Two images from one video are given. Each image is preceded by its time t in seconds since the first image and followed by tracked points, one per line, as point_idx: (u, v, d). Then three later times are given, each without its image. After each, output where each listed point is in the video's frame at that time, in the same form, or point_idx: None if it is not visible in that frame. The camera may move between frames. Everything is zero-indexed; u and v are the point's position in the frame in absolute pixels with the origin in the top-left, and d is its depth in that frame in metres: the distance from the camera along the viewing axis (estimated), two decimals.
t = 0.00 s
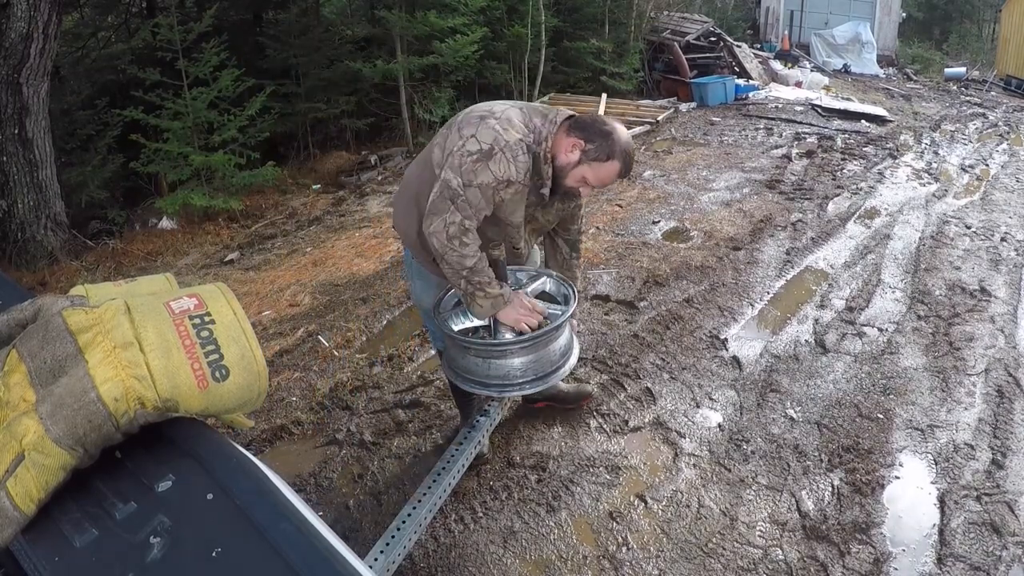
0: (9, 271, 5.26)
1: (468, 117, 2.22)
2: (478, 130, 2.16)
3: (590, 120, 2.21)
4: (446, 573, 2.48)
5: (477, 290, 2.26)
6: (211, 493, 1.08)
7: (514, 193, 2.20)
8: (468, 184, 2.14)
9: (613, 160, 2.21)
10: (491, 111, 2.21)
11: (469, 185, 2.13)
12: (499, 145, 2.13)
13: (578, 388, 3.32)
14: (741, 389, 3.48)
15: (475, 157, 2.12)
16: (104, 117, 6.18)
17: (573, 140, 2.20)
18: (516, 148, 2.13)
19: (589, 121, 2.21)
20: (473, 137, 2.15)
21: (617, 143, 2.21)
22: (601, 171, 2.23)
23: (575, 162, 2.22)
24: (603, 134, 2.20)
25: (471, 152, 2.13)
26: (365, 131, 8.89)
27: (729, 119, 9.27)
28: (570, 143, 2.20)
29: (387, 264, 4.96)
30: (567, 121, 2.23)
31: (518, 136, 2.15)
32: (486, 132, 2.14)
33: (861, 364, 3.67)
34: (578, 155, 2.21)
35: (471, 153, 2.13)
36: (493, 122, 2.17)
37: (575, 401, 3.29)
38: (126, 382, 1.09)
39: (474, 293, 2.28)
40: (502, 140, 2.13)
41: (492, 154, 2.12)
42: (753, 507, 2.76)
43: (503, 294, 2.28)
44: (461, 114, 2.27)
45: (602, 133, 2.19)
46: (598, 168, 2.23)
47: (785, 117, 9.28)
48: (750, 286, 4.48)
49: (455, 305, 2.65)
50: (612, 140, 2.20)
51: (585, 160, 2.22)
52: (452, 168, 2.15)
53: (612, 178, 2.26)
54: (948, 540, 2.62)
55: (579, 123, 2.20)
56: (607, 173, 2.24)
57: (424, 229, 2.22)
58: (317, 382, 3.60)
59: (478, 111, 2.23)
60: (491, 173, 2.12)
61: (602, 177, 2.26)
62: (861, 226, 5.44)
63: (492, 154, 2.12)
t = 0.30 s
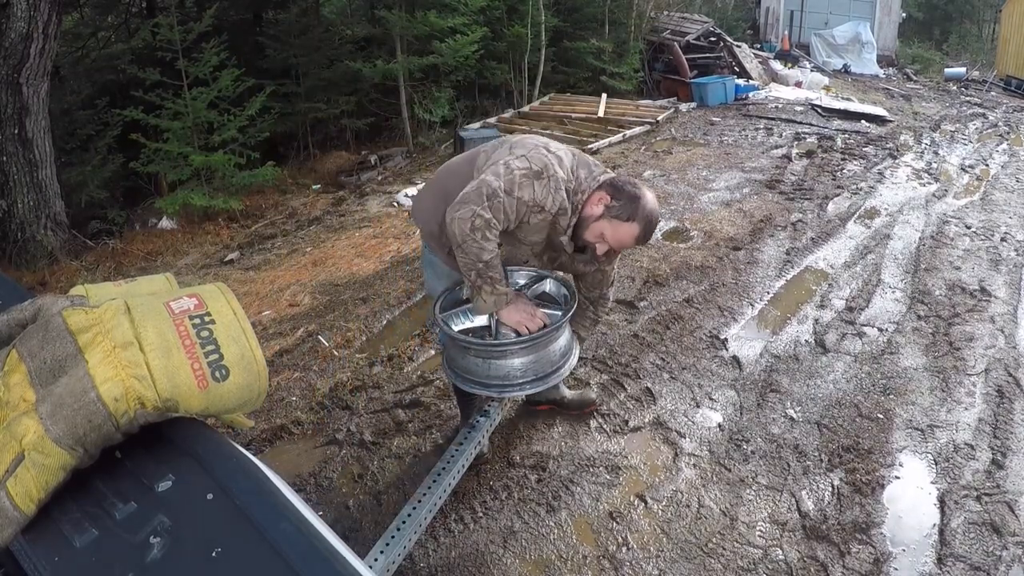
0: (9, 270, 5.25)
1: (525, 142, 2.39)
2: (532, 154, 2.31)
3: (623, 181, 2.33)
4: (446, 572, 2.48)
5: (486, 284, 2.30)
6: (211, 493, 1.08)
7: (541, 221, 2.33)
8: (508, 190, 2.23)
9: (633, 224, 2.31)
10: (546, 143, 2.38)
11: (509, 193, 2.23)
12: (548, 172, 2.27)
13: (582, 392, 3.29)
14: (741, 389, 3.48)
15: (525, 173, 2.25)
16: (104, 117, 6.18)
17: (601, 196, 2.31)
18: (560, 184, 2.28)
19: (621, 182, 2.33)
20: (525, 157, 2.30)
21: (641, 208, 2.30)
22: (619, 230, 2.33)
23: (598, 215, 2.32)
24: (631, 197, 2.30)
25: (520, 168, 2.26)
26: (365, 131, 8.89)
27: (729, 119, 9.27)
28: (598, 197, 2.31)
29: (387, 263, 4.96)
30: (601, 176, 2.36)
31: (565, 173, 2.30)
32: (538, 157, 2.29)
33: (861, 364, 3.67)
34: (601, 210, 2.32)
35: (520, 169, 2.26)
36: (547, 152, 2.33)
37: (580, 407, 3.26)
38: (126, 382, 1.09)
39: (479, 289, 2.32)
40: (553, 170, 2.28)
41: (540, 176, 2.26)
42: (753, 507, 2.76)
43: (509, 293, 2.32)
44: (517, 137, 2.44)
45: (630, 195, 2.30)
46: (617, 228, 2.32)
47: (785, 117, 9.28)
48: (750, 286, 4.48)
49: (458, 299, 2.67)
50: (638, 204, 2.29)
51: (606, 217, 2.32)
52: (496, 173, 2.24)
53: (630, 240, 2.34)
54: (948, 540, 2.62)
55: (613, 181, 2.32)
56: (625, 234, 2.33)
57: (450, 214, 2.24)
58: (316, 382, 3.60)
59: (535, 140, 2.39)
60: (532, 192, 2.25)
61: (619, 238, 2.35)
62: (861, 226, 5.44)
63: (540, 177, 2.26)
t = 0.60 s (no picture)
0: (9, 270, 5.25)
1: (547, 163, 2.42)
2: (551, 175, 2.34)
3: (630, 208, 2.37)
4: (446, 572, 2.48)
5: (489, 285, 2.30)
6: (211, 493, 1.08)
7: (549, 241, 2.36)
8: (520, 203, 2.25)
9: (639, 247, 2.32)
10: (566, 168, 2.42)
11: (521, 208, 2.25)
12: (565, 196, 2.30)
13: (582, 393, 3.28)
14: (741, 388, 3.48)
15: (543, 192, 2.28)
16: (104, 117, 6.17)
17: (608, 221, 2.35)
18: (574, 209, 2.31)
19: (627, 208, 2.36)
20: (544, 177, 2.33)
21: (647, 231, 2.32)
22: (625, 255, 2.34)
23: (604, 239, 2.35)
24: (638, 221, 2.33)
25: (538, 187, 2.29)
26: (365, 131, 8.88)
27: (729, 119, 9.27)
28: (605, 222, 2.35)
29: (387, 263, 4.96)
30: (610, 203, 2.41)
31: (580, 199, 2.33)
32: (557, 180, 2.33)
33: (861, 364, 3.66)
34: (608, 235, 2.35)
35: (537, 187, 2.29)
36: (566, 176, 2.37)
37: (580, 408, 3.25)
38: (126, 382, 1.09)
39: (482, 289, 2.32)
40: (569, 194, 2.31)
41: (556, 198, 2.29)
42: (753, 506, 2.76)
43: (512, 295, 2.32)
44: (540, 156, 2.48)
45: (636, 219, 2.33)
46: (623, 252, 2.33)
47: (785, 117, 9.27)
48: (750, 286, 4.48)
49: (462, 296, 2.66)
50: (643, 228, 2.32)
51: (612, 241, 2.34)
52: (513, 185, 2.27)
53: (637, 263, 2.35)
54: (948, 540, 2.62)
55: (619, 207, 2.36)
56: (632, 258, 2.33)
57: (457, 213, 2.25)
58: (317, 382, 3.60)
59: (556, 162, 2.43)
60: (546, 212, 2.28)
61: (626, 263, 2.36)
62: (861, 226, 5.44)
63: (556, 200, 2.29)
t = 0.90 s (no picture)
0: (9, 270, 5.25)
1: (550, 171, 2.42)
2: (554, 185, 2.32)
3: (632, 217, 2.38)
4: (446, 572, 2.48)
5: (490, 289, 2.30)
6: (211, 494, 1.08)
7: (550, 250, 2.36)
8: (522, 212, 2.24)
9: (643, 258, 2.33)
10: (568, 175, 2.41)
11: (523, 218, 2.25)
12: (568, 206, 2.29)
13: (582, 394, 3.28)
14: (741, 388, 3.48)
15: (546, 201, 2.27)
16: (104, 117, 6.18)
17: (610, 231, 2.35)
18: (577, 220, 2.30)
19: (628, 218, 2.37)
20: (547, 187, 2.31)
21: (650, 241, 2.33)
22: (629, 266, 2.35)
23: (607, 251, 2.36)
24: (639, 231, 2.35)
25: (541, 197, 2.28)
26: (365, 131, 8.89)
27: (729, 119, 9.27)
28: (607, 233, 2.35)
29: (387, 263, 4.96)
30: (612, 211, 2.40)
31: (583, 210, 2.32)
32: (560, 189, 2.32)
33: (861, 364, 3.66)
34: (611, 245, 2.36)
35: (540, 197, 2.28)
36: (569, 186, 2.35)
37: (580, 409, 3.25)
38: (126, 382, 1.09)
39: (483, 292, 2.32)
40: (572, 205, 2.30)
41: (558, 209, 2.28)
42: (753, 506, 2.76)
43: (513, 297, 2.32)
44: (543, 162, 2.47)
45: (638, 229, 2.35)
46: (627, 262, 2.35)
47: (785, 117, 9.27)
48: (750, 286, 4.48)
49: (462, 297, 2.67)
50: (646, 237, 2.33)
51: (616, 252, 2.36)
52: (515, 193, 2.26)
53: (642, 273, 2.37)
54: (948, 539, 2.62)
55: (621, 217, 2.37)
56: (636, 269, 2.35)
57: (458, 218, 2.25)
58: (317, 382, 3.60)
59: (560, 170, 2.42)
60: (548, 221, 2.27)
61: (629, 274, 2.38)
62: (861, 226, 5.43)
63: (559, 211, 2.28)
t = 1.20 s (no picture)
0: (9, 270, 5.24)
1: (552, 168, 2.44)
2: (556, 180, 2.35)
3: (636, 215, 2.38)
4: (445, 572, 2.48)
5: (494, 279, 2.30)
6: (211, 493, 1.08)
7: (550, 247, 2.37)
8: (522, 204, 2.26)
9: (638, 251, 2.30)
10: (570, 172, 2.43)
11: (524, 211, 2.27)
12: (568, 202, 2.31)
13: (583, 394, 3.28)
14: (741, 388, 3.48)
15: (546, 195, 2.30)
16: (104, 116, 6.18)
17: (613, 222, 2.35)
18: (577, 216, 2.31)
19: (634, 215, 2.37)
20: (548, 182, 2.34)
21: (649, 238, 2.31)
22: (624, 258, 2.32)
23: (606, 239, 2.33)
24: (642, 227, 2.34)
25: (543, 191, 2.30)
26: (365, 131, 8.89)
27: (729, 119, 9.26)
28: (610, 223, 2.35)
29: (387, 263, 4.96)
30: (616, 207, 2.41)
31: (584, 206, 2.33)
32: (561, 184, 2.34)
33: (861, 364, 3.66)
34: (610, 236, 2.34)
35: (541, 192, 2.30)
36: (571, 183, 2.37)
37: (580, 409, 3.25)
38: (126, 382, 1.09)
39: (486, 284, 2.32)
40: (573, 201, 2.32)
41: (558, 204, 2.30)
42: (754, 506, 2.76)
43: (518, 287, 2.32)
44: (544, 159, 2.50)
45: (641, 225, 2.33)
46: (622, 255, 2.31)
47: (785, 117, 9.26)
48: (750, 286, 4.48)
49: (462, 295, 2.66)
50: (647, 234, 2.32)
51: (614, 242, 2.33)
52: (516, 187, 2.29)
53: (633, 268, 2.32)
54: (948, 539, 2.62)
55: (627, 212, 2.38)
56: (629, 262, 2.31)
57: (460, 209, 2.27)
58: (317, 382, 3.60)
59: (561, 166, 2.45)
60: (548, 215, 2.29)
61: (622, 267, 2.34)
62: (861, 226, 5.43)
63: (560, 206, 2.29)
